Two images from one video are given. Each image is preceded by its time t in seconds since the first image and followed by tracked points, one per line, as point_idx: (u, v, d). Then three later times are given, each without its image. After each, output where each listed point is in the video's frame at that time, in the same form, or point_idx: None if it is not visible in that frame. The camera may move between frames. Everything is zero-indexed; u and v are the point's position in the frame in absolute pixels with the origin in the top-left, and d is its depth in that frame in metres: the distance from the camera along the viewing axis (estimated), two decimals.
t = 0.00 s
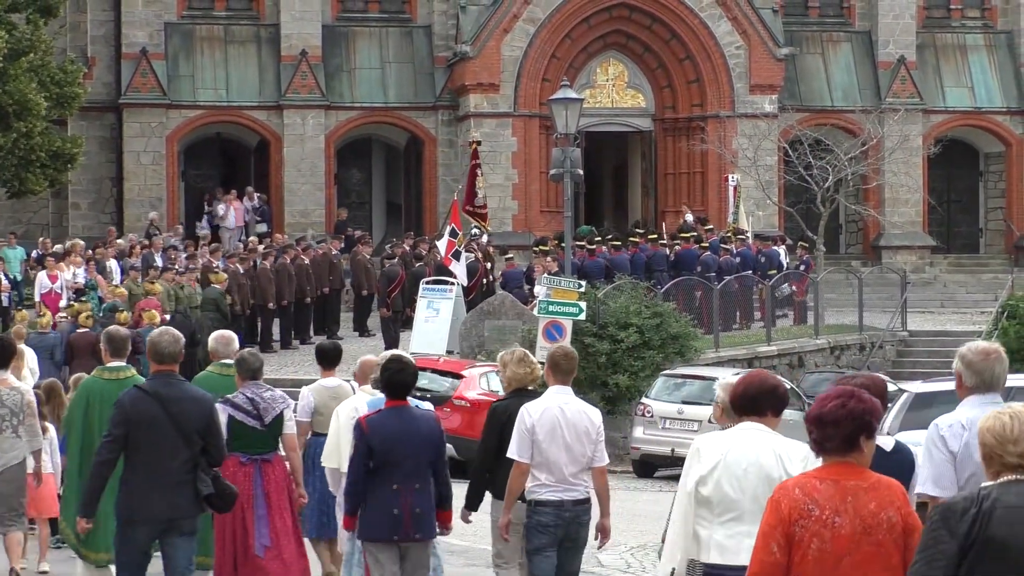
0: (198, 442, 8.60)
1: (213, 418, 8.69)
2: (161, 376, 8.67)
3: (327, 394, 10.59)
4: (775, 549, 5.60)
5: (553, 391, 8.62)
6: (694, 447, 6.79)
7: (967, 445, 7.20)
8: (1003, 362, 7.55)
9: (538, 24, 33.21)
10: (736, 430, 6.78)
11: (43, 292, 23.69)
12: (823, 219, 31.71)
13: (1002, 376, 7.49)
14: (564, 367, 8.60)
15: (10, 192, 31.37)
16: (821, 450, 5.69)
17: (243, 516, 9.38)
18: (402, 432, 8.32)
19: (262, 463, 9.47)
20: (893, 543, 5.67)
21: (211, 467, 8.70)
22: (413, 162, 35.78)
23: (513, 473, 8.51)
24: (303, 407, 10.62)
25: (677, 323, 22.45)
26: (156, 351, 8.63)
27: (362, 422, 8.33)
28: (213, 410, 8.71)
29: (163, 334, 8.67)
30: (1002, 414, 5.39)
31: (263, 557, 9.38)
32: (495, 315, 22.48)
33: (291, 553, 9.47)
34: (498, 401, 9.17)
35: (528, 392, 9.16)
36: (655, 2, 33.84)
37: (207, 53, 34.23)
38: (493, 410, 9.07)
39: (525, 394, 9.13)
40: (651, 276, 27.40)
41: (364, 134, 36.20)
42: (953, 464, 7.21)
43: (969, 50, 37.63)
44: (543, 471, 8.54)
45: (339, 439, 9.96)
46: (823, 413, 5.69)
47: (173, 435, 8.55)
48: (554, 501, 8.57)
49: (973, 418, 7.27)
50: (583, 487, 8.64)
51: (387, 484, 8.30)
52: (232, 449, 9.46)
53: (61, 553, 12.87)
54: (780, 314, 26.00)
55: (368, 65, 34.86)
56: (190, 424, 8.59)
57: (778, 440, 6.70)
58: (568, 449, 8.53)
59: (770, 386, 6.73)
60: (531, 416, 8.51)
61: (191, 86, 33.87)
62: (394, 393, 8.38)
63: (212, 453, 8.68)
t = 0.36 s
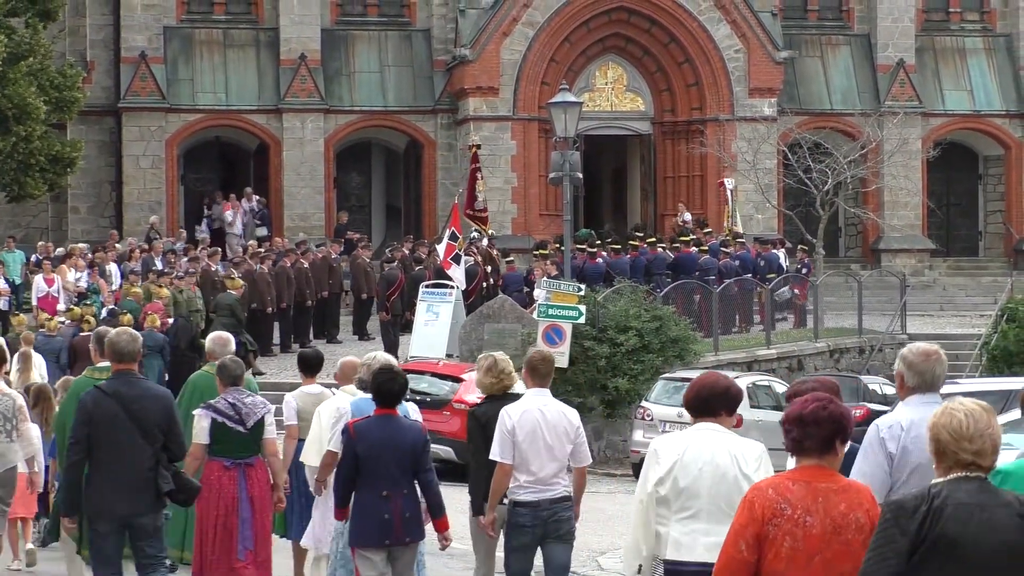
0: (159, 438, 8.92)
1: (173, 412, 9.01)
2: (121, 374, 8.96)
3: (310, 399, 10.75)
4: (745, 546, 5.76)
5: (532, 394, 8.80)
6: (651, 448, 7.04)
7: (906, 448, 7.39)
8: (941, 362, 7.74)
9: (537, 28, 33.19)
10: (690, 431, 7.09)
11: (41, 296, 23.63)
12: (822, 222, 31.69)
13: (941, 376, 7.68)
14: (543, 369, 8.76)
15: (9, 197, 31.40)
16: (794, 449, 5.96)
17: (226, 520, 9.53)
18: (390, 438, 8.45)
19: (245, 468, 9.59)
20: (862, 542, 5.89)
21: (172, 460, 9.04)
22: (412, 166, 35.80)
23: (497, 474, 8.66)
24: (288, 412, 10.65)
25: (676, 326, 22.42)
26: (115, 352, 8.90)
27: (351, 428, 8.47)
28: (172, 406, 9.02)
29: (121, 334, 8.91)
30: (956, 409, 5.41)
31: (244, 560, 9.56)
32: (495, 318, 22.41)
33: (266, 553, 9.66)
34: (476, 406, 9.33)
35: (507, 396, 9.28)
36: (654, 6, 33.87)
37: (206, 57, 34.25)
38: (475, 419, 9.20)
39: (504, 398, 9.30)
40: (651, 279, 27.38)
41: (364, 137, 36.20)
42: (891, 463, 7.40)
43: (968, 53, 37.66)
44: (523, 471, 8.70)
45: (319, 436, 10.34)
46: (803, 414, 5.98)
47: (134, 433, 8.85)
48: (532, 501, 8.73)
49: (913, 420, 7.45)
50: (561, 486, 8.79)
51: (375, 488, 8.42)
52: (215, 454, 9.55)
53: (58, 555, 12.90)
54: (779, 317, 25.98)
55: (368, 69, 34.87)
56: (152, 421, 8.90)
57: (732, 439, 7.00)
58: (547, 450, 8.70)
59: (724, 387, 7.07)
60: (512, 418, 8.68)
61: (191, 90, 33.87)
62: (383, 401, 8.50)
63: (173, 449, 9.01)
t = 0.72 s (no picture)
0: (135, 448, 9.16)
1: (150, 424, 9.24)
2: (102, 383, 9.19)
3: (293, 401, 10.89)
4: (730, 534, 5.98)
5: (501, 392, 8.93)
6: (624, 453, 7.31)
7: (868, 454, 7.50)
8: (911, 373, 8.03)
9: (537, 32, 33.16)
10: (662, 437, 7.36)
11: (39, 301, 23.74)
12: (821, 227, 31.68)
13: (913, 384, 8.00)
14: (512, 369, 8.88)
15: (9, 202, 31.40)
16: (774, 436, 6.15)
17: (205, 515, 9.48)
18: (384, 437, 8.70)
19: (224, 465, 9.52)
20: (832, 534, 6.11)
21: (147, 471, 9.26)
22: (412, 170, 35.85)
23: (468, 471, 8.81)
24: (267, 413, 10.87)
25: (675, 330, 22.47)
26: (97, 361, 9.10)
27: (345, 428, 8.68)
28: (149, 415, 9.25)
29: (105, 344, 9.13)
30: (906, 403, 5.57)
31: (224, 555, 9.52)
32: (495, 323, 22.53)
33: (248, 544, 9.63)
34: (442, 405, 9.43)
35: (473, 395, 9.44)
36: (654, 11, 33.91)
37: (206, 62, 34.25)
38: (442, 419, 9.34)
39: (468, 396, 9.44)
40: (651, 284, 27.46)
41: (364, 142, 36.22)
42: (852, 467, 7.53)
43: (967, 57, 37.67)
44: (492, 468, 8.85)
45: (304, 443, 10.47)
46: (781, 410, 6.16)
47: (112, 442, 9.09)
48: (503, 498, 8.89)
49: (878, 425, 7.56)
50: (530, 484, 8.95)
51: (368, 486, 8.65)
52: (194, 451, 9.49)
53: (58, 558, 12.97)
54: (779, 321, 25.98)
55: (367, 74, 34.86)
56: (127, 431, 9.13)
57: (703, 446, 7.32)
58: (517, 448, 8.85)
59: (696, 395, 7.30)
60: (481, 417, 8.82)
61: (190, 95, 33.87)
62: (375, 402, 8.74)
63: (148, 458, 9.21)
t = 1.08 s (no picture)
0: (121, 443, 9.27)
1: (134, 418, 9.35)
2: (87, 380, 9.27)
3: (280, 404, 10.94)
4: (685, 539, 6.17)
5: (488, 399, 9.23)
6: (606, 450, 7.33)
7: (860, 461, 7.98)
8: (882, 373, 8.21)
9: (538, 37, 33.16)
10: (640, 434, 7.37)
11: (39, 305, 23.74)
12: (823, 231, 31.63)
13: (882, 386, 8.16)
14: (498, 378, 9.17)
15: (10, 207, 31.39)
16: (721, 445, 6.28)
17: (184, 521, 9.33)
18: (365, 440, 8.85)
19: (200, 471, 9.42)
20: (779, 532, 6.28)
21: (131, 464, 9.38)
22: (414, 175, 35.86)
23: (454, 475, 9.13)
24: (255, 417, 10.93)
25: (677, 334, 22.50)
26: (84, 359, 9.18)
27: (327, 432, 8.84)
28: (136, 411, 9.36)
29: (92, 342, 9.23)
30: (831, 413, 5.81)
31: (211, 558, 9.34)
32: (496, 327, 22.37)
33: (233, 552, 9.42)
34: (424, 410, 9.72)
35: (458, 402, 9.67)
36: (655, 15, 33.88)
37: (207, 67, 34.24)
38: (424, 421, 9.67)
39: (453, 403, 9.66)
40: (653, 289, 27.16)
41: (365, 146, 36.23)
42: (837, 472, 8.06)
43: (968, 61, 37.65)
44: (479, 473, 9.17)
45: (290, 444, 10.42)
46: (724, 418, 6.30)
47: (100, 437, 9.20)
48: (490, 501, 9.21)
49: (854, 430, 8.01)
50: (515, 487, 9.28)
51: (349, 487, 8.84)
52: (171, 458, 9.39)
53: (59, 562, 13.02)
54: (781, 326, 25.98)
55: (368, 78, 34.85)
56: (114, 426, 9.23)
57: (682, 443, 7.31)
58: (502, 453, 9.16)
59: (673, 395, 7.34)
60: (468, 422, 9.12)
61: (192, 100, 33.87)
62: (356, 405, 8.90)
63: (135, 453, 9.34)
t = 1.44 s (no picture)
0: (90, 444, 9.47)
1: (103, 419, 9.53)
2: (55, 385, 9.47)
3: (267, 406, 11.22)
4: (657, 532, 6.41)
5: (472, 400, 9.42)
6: (567, 455, 7.55)
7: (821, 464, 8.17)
8: (836, 377, 8.39)
9: (539, 40, 33.17)
10: (600, 439, 7.59)
11: (43, 309, 23.64)
12: (824, 234, 31.60)
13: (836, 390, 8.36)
14: (478, 377, 9.39)
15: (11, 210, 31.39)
16: (698, 448, 6.53)
17: (154, 514, 9.90)
18: (351, 443, 9.09)
19: (175, 464, 10.03)
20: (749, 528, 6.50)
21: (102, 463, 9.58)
22: (415, 178, 35.87)
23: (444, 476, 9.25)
24: (245, 418, 11.22)
25: (678, 337, 22.39)
26: (48, 366, 9.37)
27: (315, 433, 9.11)
28: (103, 413, 9.53)
29: (55, 349, 9.39)
30: (779, 405, 6.01)
31: (173, 552, 9.89)
32: (497, 330, 22.46)
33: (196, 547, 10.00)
34: (405, 407, 9.91)
35: (436, 400, 9.87)
36: (655, 18, 33.88)
37: (208, 70, 34.23)
38: (405, 421, 9.83)
39: (434, 403, 9.87)
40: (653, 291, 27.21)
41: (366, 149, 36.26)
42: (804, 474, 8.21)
43: (969, 64, 37.65)
44: (466, 471, 9.34)
45: (266, 445, 11.03)
46: (701, 418, 6.52)
47: (68, 440, 9.41)
48: (474, 499, 9.38)
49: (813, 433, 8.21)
50: (500, 485, 9.45)
51: (338, 489, 9.07)
52: (146, 451, 10.01)
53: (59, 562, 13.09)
54: (782, 329, 25.99)
55: (369, 81, 34.85)
56: (81, 429, 9.42)
57: (641, 449, 7.53)
58: (488, 452, 9.36)
59: (630, 400, 7.54)
60: (455, 422, 9.30)
61: (193, 103, 33.88)
62: (346, 409, 9.11)
63: (104, 454, 9.53)
